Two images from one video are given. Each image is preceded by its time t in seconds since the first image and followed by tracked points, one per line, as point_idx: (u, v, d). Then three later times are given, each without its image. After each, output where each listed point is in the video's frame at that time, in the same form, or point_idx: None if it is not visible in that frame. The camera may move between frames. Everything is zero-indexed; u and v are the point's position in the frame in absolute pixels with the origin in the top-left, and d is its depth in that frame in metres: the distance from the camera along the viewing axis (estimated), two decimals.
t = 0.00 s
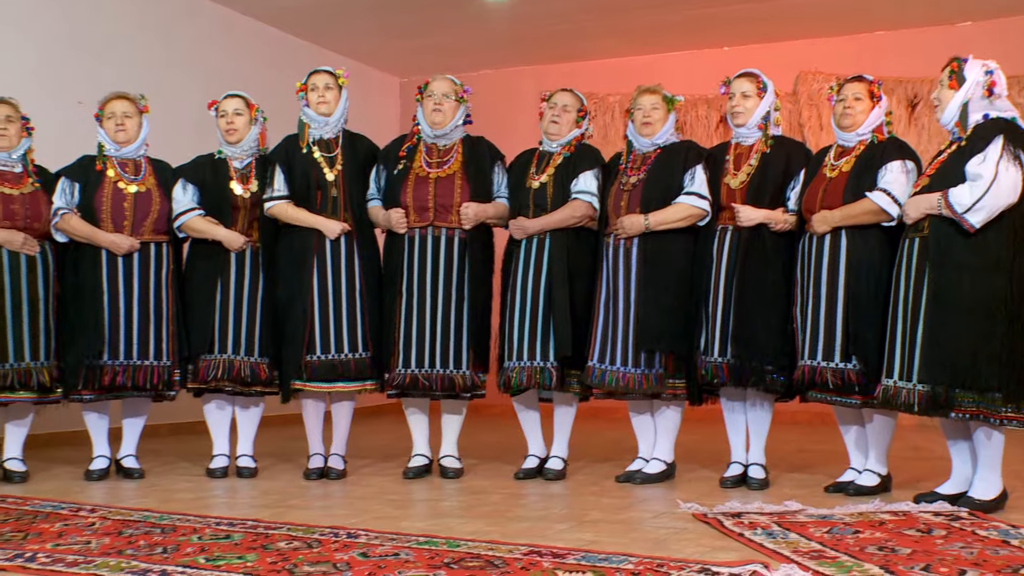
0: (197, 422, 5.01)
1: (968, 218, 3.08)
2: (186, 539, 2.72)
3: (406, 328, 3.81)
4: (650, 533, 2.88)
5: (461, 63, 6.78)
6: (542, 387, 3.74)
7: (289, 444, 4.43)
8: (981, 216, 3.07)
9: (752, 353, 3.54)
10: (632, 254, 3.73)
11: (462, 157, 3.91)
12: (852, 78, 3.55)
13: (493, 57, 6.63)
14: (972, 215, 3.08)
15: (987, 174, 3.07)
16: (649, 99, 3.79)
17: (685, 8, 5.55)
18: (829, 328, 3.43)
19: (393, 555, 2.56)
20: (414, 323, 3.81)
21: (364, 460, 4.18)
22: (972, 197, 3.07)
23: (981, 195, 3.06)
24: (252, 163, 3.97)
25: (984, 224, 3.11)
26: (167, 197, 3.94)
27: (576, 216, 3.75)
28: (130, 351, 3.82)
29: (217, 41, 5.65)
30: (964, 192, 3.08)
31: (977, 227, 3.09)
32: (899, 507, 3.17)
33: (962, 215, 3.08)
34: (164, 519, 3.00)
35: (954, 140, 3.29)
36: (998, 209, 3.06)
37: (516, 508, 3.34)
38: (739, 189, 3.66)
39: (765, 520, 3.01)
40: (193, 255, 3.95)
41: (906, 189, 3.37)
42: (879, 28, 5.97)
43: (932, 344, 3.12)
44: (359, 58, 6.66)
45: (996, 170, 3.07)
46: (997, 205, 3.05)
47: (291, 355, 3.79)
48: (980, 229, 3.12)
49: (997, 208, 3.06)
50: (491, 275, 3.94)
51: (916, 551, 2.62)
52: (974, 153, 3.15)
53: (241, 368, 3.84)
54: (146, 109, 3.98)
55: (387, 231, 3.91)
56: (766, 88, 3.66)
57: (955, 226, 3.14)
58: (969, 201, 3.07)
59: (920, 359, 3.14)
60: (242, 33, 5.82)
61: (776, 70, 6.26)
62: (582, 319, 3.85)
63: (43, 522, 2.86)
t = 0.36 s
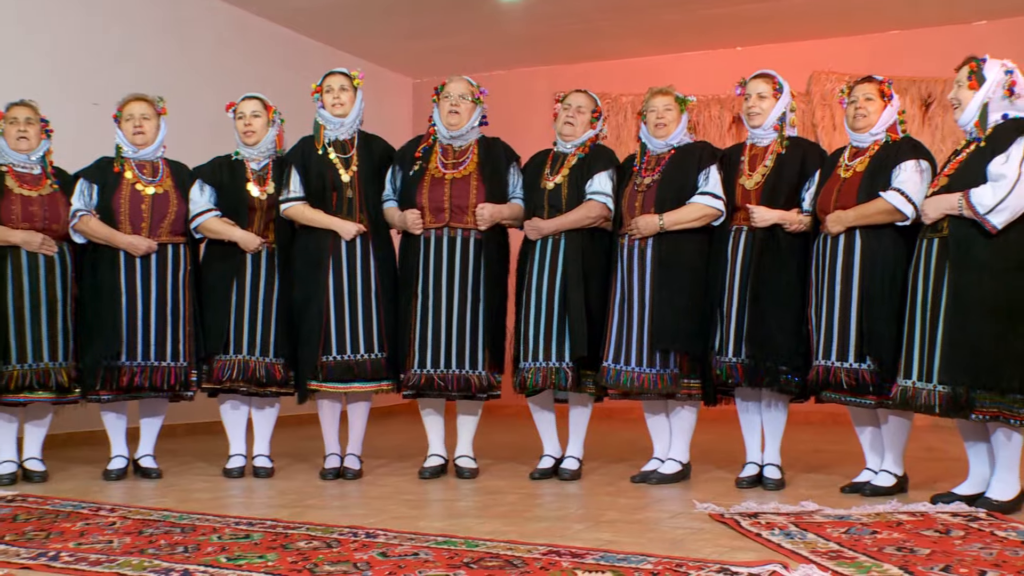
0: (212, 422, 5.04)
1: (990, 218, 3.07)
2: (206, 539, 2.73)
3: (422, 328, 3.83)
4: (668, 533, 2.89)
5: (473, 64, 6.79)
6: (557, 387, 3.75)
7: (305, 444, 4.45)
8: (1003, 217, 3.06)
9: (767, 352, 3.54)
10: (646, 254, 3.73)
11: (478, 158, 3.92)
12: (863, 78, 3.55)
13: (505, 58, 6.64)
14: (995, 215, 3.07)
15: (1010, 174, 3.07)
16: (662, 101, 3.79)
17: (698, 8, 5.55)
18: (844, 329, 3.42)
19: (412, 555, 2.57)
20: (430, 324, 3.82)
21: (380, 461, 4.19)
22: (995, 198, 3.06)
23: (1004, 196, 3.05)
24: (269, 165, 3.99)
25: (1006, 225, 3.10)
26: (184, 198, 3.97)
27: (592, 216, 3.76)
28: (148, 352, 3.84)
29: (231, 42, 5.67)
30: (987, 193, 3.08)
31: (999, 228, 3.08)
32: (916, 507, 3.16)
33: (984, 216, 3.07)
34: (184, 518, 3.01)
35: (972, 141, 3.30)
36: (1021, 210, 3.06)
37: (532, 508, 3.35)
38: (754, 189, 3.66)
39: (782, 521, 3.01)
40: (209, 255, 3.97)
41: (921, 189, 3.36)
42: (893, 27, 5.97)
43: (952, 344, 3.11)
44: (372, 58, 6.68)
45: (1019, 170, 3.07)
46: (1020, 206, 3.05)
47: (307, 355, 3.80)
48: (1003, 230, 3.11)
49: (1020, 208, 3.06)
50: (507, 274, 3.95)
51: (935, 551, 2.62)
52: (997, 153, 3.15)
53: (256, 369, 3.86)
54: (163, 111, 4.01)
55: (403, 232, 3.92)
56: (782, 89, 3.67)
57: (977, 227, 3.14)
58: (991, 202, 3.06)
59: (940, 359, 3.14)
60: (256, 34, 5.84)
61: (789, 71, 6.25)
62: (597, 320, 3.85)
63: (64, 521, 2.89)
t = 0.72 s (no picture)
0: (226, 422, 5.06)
1: (1016, 219, 3.07)
2: (226, 538, 2.75)
3: (437, 329, 3.84)
4: (685, 533, 2.89)
5: (485, 65, 6.81)
6: (572, 388, 3.75)
7: (319, 444, 4.47)
8: None
9: (784, 354, 3.53)
10: (659, 255, 3.74)
11: (492, 159, 3.93)
12: (881, 79, 3.56)
13: (517, 59, 6.65)
14: (1021, 216, 3.06)
15: None
16: (671, 102, 3.80)
17: (711, 9, 5.55)
18: (860, 331, 3.42)
19: (431, 555, 2.58)
20: (444, 325, 3.83)
21: (395, 461, 4.21)
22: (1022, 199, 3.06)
23: None
24: (285, 167, 4.00)
25: None
26: (200, 199, 3.99)
27: (606, 217, 3.76)
28: (164, 352, 3.86)
29: (245, 44, 5.70)
30: (1013, 194, 3.07)
31: None
32: (933, 508, 3.16)
33: (1010, 216, 3.07)
34: (202, 518, 3.03)
35: (991, 140, 3.29)
36: None
37: (548, 509, 3.36)
38: (769, 191, 3.66)
39: (798, 521, 3.01)
40: (225, 256, 3.99)
41: (936, 190, 3.36)
42: (906, 27, 5.96)
43: (976, 346, 3.11)
44: (384, 60, 6.70)
45: None
46: None
47: (323, 356, 3.82)
48: None
49: None
50: (521, 275, 3.96)
51: (953, 552, 2.62)
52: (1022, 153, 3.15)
53: (270, 370, 3.86)
54: (179, 113, 4.03)
55: (418, 233, 3.93)
56: (797, 89, 3.67)
57: (1002, 228, 3.13)
58: (1018, 203, 3.06)
59: (964, 361, 3.14)
60: (270, 36, 5.87)
61: (801, 71, 6.25)
62: (611, 321, 3.86)
63: (85, 520, 2.91)
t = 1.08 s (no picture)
0: (241, 419, 5.09)
1: None
2: (245, 535, 2.77)
3: (452, 327, 3.85)
4: (701, 530, 2.90)
5: (497, 63, 6.82)
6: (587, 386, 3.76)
7: (334, 442, 4.49)
8: None
9: (800, 353, 3.53)
10: (673, 253, 3.74)
11: (506, 157, 3.93)
12: (892, 77, 3.54)
13: (530, 57, 6.66)
14: None
15: None
16: (683, 102, 3.81)
17: (724, 7, 5.55)
18: (875, 329, 3.42)
19: (450, 551, 2.59)
20: (459, 324, 3.85)
21: (409, 458, 4.22)
22: None
23: None
24: (300, 165, 4.02)
25: None
26: (216, 198, 4.01)
27: (621, 215, 3.77)
28: (181, 351, 3.88)
29: (259, 44, 5.72)
30: None
31: None
32: (949, 506, 3.16)
33: None
34: (220, 515, 3.05)
35: (1009, 138, 3.28)
36: None
37: (563, 506, 3.37)
38: (785, 188, 3.66)
39: (815, 519, 3.01)
40: (241, 255, 4.01)
41: (952, 189, 3.35)
42: (920, 25, 5.95)
43: (997, 344, 3.11)
44: (396, 59, 6.72)
45: None
46: None
47: (338, 354, 3.84)
48: None
49: None
50: (536, 274, 3.97)
51: (971, 550, 2.62)
52: None
53: (288, 368, 3.89)
54: (196, 113, 4.05)
55: (432, 231, 3.94)
56: (812, 87, 3.67)
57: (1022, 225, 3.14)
58: None
59: (984, 359, 3.14)
60: (285, 36, 5.90)
61: (814, 69, 6.24)
62: (625, 319, 3.87)
63: (105, 517, 2.93)
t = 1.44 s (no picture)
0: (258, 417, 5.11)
1: None
2: (267, 532, 2.79)
3: (469, 326, 3.86)
4: (721, 528, 2.91)
5: (512, 62, 6.82)
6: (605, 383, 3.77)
7: (351, 440, 4.50)
8: None
9: (820, 350, 3.54)
10: (690, 250, 3.75)
11: (523, 155, 3.94)
12: (913, 75, 3.54)
13: (544, 55, 6.66)
14: None
15: None
16: (702, 99, 3.81)
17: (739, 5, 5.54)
18: (892, 325, 3.41)
19: (471, 549, 2.60)
20: (477, 322, 3.86)
21: (427, 456, 4.23)
22: None
23: None
24: (317, 163, 4.04)
25: None
26: (233, 196, 4.03)
27: (638, 213, 3.77)
28: (200, 348, 3.90)
29: (275, 42, 5.74)
30: None
31: None
32: (969, 504, 3.16)
33: None
34: (241, 512, 3.07)
35: None
36: None
37: (581, 504, 3.37)
38: (804, 183, 3.65)
39: (834, 517, 3.01)
40: (259, 253, 4.02)
41: (971, 185, 3.34)
42: (936, 21, 5.92)
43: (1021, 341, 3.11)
44: (411, 57, 6.73)
45: None
46: None
47: (356, 353, 3.85)
48: None
49: None
50: (553, 273, 3.98)
51: (992, 548, 2.62)
52: None
53: (309, 366, 3.91)
54: (213, 112, 4.07)
55: (449, 229, 3.95)
56: (829, 84, 3.67)
57: None
58: None
59: (1010, 356, 3.14)
60: (301, 34, 5.92)
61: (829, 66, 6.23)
62: (643, 317, 3.88)
63: (127, 514, 2.95)
